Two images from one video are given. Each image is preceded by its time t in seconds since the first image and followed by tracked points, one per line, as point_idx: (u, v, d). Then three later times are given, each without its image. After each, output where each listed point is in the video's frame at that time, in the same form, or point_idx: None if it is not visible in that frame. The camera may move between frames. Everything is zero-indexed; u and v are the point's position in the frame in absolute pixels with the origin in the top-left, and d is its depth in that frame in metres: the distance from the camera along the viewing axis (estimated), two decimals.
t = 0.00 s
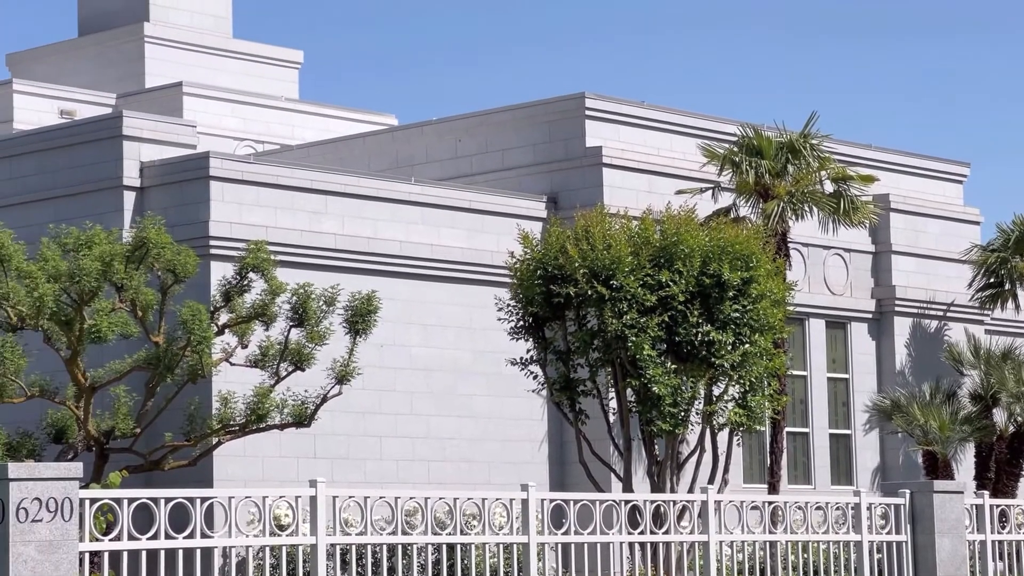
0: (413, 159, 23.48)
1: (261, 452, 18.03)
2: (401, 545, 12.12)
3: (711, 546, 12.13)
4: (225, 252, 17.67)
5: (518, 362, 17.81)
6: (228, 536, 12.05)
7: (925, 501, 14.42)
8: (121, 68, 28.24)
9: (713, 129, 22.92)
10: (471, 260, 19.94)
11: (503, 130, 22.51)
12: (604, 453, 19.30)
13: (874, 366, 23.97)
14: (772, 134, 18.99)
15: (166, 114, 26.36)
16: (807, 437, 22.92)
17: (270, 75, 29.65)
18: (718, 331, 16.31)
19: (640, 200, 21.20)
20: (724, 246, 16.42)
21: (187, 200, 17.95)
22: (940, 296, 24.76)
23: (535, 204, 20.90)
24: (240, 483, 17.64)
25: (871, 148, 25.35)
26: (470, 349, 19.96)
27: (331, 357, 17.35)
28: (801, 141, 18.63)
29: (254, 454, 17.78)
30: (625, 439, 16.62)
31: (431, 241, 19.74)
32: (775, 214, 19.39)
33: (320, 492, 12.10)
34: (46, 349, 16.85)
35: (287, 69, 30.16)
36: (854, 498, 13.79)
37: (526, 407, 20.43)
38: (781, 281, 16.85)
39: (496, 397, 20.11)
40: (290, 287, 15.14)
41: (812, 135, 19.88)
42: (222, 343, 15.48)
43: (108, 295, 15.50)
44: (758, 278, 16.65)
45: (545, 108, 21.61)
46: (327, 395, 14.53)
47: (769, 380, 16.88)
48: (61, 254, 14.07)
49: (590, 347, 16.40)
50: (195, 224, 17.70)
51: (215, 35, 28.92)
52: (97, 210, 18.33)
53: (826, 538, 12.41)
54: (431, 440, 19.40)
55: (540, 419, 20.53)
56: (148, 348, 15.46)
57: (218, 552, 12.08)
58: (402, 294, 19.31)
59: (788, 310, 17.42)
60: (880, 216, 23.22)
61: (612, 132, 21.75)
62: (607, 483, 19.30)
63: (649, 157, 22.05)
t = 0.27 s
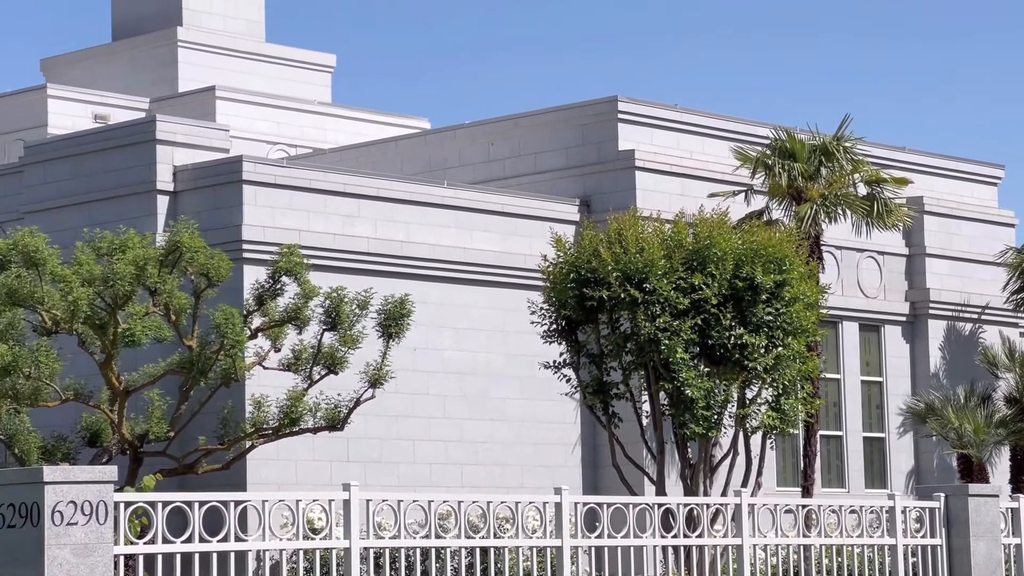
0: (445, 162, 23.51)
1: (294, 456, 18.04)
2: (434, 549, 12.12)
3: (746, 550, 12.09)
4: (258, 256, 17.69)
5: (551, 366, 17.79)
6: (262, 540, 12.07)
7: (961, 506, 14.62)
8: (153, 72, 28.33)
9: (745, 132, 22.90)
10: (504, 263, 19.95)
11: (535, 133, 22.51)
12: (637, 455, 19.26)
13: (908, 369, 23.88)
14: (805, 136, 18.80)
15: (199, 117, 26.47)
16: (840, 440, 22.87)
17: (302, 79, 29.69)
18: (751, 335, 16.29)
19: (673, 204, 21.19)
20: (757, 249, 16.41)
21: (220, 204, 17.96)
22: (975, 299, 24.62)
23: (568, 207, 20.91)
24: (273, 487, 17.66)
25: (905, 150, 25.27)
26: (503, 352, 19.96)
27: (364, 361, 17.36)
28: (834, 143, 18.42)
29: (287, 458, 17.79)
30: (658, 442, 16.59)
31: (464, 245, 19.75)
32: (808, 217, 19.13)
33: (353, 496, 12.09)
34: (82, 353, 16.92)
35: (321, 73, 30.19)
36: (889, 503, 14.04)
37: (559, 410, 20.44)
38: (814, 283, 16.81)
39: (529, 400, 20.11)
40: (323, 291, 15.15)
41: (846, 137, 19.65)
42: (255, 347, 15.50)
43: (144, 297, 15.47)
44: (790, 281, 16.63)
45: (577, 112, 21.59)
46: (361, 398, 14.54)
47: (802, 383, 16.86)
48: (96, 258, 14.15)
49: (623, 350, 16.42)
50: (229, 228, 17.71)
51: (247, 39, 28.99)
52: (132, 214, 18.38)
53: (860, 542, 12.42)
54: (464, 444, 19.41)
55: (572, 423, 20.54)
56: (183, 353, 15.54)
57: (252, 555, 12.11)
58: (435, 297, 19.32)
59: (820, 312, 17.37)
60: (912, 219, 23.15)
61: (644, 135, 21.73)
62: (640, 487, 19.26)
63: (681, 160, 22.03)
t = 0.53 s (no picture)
0: (476, 164, 23.54)
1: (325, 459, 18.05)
2: (464, 551, 12.13)
3: (777, 552, 12.08)
4: (289, 259, 17.72)
5: (582, 368, 17.75)
6: (293, 543, 12.09)
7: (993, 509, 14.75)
8: (182, 75, 28.42)
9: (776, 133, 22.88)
10: (535, 266, 19.96)
11: (566, 135, 22.50)
12: (668, 457, 19.25)
13: (940, 370, 23.79)
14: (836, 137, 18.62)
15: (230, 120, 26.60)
16: (872, 442, 22.85)
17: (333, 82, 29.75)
18: (782, 337, 16.30)
19: (704, 206, 21.19)
20: (787, 251, 16.40)
21: (251, 206, 17.99)
22: (1008, 300, 24.45)
23: (599, 209, 20.91)
24: (304, 489, 17.70)
25: (938, 152, 25.18)
26: (533, 354, 19.97)
27: (395, 363, 17.37)
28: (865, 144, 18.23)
29: (318, 460, 17.81)
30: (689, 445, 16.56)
31: (496, 247, 19.76)
32: (840, 218, 18.90)
33: (384, 499, 12.09)
34: (114, 355, 16.99)
35: (352, 76, 30.24)
36: (919, 505, 14.25)
37: (591, 412, 20.45)
38: (845, 285, 16.75)
39: (560, 402, 20.12)
40: (353, 293, 15.18)
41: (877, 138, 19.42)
42: (286, 350, 15.54)
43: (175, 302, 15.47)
44: (821, 283, 16.59)
45: (607, 114, 21.60)
46: (391, 401, 14.54)
47: (832, 385, 16.84)
48: (128, 261, 14.20)
49: (653, 352, 16.44)
50: (260, 230, 17.74)
51: (278, 42, 29.06)
52: (163, 217, 18.44)
53: (891, 545, 12.43)
54: (496, 446, 19.41)
55: (603, 425, 20.54)
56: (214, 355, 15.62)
57: (283, 557, 12.14)
58: (465, 299, 19.32)
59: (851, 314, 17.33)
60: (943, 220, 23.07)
61: (674, 137, 21.71)
62: (671, 489, 19.24)
63: (711, 162, 22.01)
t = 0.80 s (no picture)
0: (508, 167, 23.53)
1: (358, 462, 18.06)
2: (498, 554, 12.16)
3: (811, 555, 12.09)
4: (321, 262, 17.74)
5: (615, 371, 17.72)
6: (327, 545, 12.11)
7: None
8: (215, 78, 28.48)
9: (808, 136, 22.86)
10: (566, 269, 19.97)
11: (599, 138, 22.49)
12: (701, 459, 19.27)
13: (974, 373, 23.70)
14: (870, 140, 18.54)
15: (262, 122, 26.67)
16: (905, 445, 22.83)
17: (364, 84, 29.76)
18: (815, 339, 16.31)
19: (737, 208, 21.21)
20: (820, 254, 16.40)
21: (283, 210, 18.00)
22: None
23: (631, 212, 20.92)
24: (338, 493, 17.70)
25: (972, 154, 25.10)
26: (566, 357, 19.98)
27: (428, 367, 17.40)
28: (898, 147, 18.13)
29: (351, 463, 17.82)
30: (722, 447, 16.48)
31: (529, 250, 19.78)
32: (872, 221, 18.79)
33: (418, 502, 12.14)
34: (147, 358, 17.02)
35: (384, 79, 30.26)
36: (956, 508, 14.24)
37: (624, 415, 20.46)
38: (878, 288, 16.72)
39: (593, 405, 20.13)
40: (386, 297, 15.19)
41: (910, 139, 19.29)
42: (319, 354, 15.54)
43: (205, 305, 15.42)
44: (854, 285, 16.57)
45: (638, 116, 21.58)
46: (424, 405, 14.57)
47: (865, 388, 16.82)
48: (161, 264, 14.25)
49: (685, 355, 16.36)
50: (293, 233, 17.74)
51: (310, 45, 29.10)
52: (196, 220, 18.46)
53: (924, 548, 12.44)
54: (529, 449, 19.41)
55: (636, 427, 20.56)
56: (246, 358, 15.63)
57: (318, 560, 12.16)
58: (498, 302, 19.33)
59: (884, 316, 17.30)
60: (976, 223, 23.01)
61: (706, 139, 21.70)
62: (704, 491, 19.24)
63: (743, 164, 22.01)
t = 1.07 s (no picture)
0: (541, 170, 23.54)
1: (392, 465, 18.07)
2: (531, 557, 12.17)
3: (845, 558, 12.08)
4: (354, 264, 17.75)
5: (648, 373, 17.72)
6: (359, 548, 12.13)
7: None
8: (248, 82, 28.57)
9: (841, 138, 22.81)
10: (599, 271, 19.98)
11: (632, 140, 22.47)
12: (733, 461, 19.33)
13: (1009, 375, 23.60)
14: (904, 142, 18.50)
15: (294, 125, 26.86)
16: (939, 448, 22.77)
17: (396, 86, 29.78)
18: (848, 341, 16.28)
19: (770, 211, 21.19)
20: (853, 256, 16.38)
21: (316, 212, 18.01)
22: None
23: (664, 214, 20.91)
24: (370, 495, 17.71)
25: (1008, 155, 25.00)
26: (599, 359, 19.98)
27: (461, 369, 17.45)
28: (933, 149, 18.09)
29: (385, 466, 17.83)
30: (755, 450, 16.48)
31: (562, 253, 19.79)
32: (906, 222, 18.75)
33: (452, 504, 12.17)
34: (180, 360, 17.06)
35: (417, 81, 30.27)
36: (992, 510, 14.09)
37: (657, 417, 20.46)
38: (911, 289, 16.69)
39: (626, 407, 20.13)
40: (419, 299, 15.20)
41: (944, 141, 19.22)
42: (351, 356, 15.57)
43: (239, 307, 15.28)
44: (888, 287, 16.54)
45: (671, 118, 21.56)
46: (457, 407, 14.57)
47: (900, 390, 16.74)
48: (195, 267, 14.37)
49: (718, 357, 16.37)
50: (326, 236, 17.77)
51: (343, 47, 29.15)
52: (229, 223, 18.49)
53: (956, 550, 12.42)
54: (561, 451, 19.41)
55: (669, 430, 20.55)
56: (278, 362, 15.66)
57: (351, 562, 12.17)
58: (531, 305, 19.34)
59: (918, 319, 17.24)
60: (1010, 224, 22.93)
61: (739, 141, 21.67)
62: (737, 493, 19.23)
63: (776, 166, 21.99)
